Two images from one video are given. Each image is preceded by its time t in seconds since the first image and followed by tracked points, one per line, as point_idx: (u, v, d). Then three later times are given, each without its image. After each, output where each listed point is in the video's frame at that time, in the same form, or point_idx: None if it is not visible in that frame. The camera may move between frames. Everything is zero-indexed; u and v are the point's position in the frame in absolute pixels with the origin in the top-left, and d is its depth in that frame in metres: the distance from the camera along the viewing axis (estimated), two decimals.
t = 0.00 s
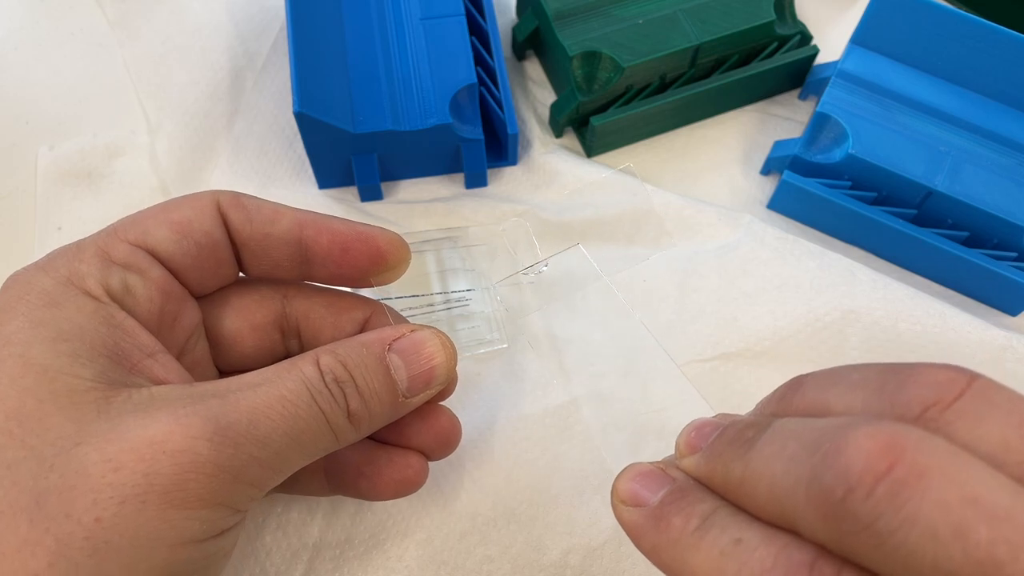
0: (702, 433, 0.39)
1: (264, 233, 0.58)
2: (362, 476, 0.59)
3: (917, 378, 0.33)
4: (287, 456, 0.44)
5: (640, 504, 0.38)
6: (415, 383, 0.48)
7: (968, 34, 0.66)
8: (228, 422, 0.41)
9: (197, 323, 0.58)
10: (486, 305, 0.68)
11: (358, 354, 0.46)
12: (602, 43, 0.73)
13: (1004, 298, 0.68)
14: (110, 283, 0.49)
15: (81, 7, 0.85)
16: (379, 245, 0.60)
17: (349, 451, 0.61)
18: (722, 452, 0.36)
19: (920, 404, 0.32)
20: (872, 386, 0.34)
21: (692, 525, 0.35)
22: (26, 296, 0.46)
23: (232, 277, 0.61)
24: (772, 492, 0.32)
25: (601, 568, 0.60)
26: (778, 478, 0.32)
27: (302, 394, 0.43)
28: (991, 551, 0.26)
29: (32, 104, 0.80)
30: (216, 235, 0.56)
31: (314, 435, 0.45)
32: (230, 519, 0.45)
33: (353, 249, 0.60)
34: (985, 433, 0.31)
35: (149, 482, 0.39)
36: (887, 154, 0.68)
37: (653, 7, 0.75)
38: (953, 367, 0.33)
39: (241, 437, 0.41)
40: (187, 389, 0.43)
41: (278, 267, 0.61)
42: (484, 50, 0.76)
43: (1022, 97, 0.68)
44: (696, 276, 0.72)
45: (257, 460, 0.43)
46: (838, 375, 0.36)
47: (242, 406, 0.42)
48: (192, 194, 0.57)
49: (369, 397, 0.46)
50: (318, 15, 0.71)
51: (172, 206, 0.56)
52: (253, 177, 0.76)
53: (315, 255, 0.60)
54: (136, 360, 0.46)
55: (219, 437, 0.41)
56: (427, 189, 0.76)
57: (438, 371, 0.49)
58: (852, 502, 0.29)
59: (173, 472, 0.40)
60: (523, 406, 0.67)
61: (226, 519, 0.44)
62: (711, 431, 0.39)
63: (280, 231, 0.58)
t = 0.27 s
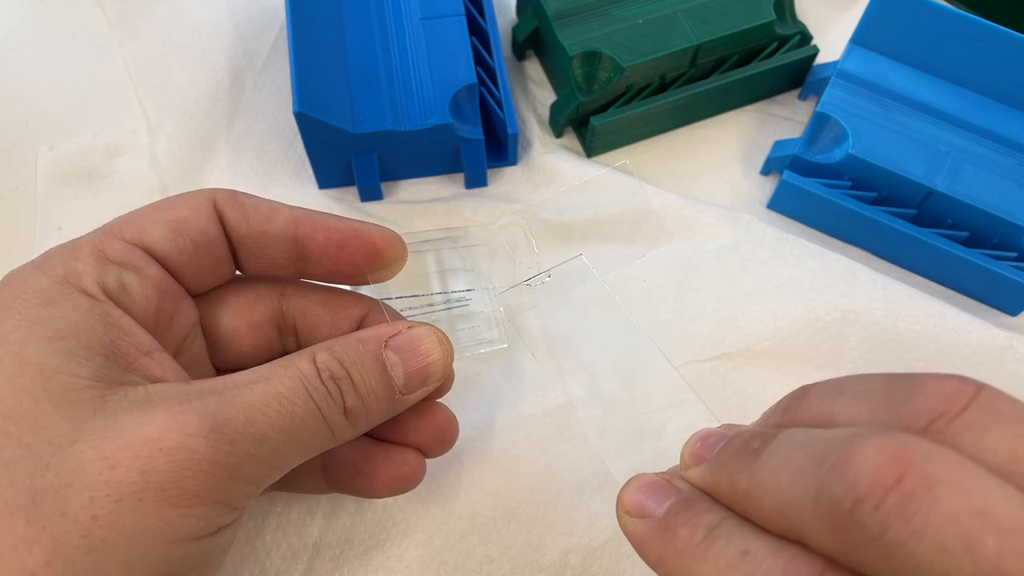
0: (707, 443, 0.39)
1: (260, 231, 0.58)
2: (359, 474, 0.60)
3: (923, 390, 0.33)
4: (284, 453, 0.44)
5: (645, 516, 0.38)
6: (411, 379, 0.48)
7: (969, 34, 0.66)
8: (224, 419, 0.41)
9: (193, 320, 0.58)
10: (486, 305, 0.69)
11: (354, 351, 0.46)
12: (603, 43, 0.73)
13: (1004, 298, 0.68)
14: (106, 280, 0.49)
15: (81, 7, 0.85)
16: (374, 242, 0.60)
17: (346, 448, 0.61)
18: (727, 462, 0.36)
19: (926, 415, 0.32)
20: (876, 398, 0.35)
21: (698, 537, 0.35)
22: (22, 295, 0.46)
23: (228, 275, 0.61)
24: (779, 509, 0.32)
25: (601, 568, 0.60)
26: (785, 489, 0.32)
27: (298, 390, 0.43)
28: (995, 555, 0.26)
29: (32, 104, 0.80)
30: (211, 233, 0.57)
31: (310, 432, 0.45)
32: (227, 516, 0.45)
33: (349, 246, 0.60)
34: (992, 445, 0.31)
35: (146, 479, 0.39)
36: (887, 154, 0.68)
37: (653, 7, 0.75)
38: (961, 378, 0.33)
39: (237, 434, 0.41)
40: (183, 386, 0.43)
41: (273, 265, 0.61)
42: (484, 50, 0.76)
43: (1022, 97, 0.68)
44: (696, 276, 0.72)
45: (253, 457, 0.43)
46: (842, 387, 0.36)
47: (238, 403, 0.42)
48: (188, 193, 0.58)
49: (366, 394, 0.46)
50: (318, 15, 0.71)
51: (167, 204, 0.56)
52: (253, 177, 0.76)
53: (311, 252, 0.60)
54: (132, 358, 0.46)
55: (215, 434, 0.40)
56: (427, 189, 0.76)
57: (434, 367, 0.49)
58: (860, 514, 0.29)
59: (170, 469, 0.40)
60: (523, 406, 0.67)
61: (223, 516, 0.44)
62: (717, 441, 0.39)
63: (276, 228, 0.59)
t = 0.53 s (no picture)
0: (717, 453, 0.40)
1: (255, 229, 0.58)
2: (356, 473, 0.59)
3: (940, 400, 0.33)
4: (280, 450, 0.44)
5: (656, 527, 0.38)
6: (408, 375, 0.48)
7: (968, 34, 0.67)
8: (219, 416, 0.41)
9: (187, 318, 0.58)
10: (486, 304, 0.68)
11: (351, 348, 0.46)
12: (603, 43, 0.73)
13: (1004, 298, 0.68)
14: (101, 278, 0.49)
15: (82, 7, 0.85)
16: (369, 238, 0.60)
17: (342, 447, 0.61)
18: (740, 474, 0.36)
19: (945, 429, 0.32)
20: (895, 408, 0.35)
21: (711, 550, 0.35)
22: (16, 293, 0.46)
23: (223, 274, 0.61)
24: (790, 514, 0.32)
25: (601, 568, 0.60)
26: (800, 500, 0.32)
27: (294, 387, 0.43)
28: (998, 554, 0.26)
29: (32, 104, 0.80)
30: (207, 231, 0.57)
31: (307, 429, 0.45)
32: (223, 513, 0.45)
33: (344, 243, 0.60)
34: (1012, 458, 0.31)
35: (142, 476, 0.39)
36: (887, 154, 0.68)
37: (653, 7, 0.75)
38: (978, 389, 0.33)
39: (232, 430, 0.41)
40: (178, 383, 0.43)
41: (269, 263, 0.61)
42: (484, 50, 0.76)
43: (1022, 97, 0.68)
44: (696, 276, 0.72)
45: (249, 454, 0.42)
46: (859, 397, 0.37)
47: (234, 400, 0.42)
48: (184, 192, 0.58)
49: (363, 391, 0.46)
50: (318, 15, 0.71)
51: (162, 203, 0.56)
52: (252, 177, 0.76)
53: (307, 249, 0.60)
54: (128, 356, 0.47)
55: (211, 431, 0.40)
56: (427, 189, 0.76)
57: (431, 364, 0.49)
58: (881, 528, 0.29)
59: (165, 466, 0.39)
60: (523, 406, 0.67)
61: (219, 513, 0.44)
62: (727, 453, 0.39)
63: (271, 226, 0.59)
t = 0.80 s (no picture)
0: (738, 415, 0.38)
1: (257, 234, 0.59)
2: (356, 479, 0.59)
3: (977, 367, 0.33)
4: (276, 447, 0.44)
5: (670, 493, 0.36)
6: (412, 374, 0.48)
7: (968, 34, 0.66)
8: (212, 411, 0.41)
9: (189, 322, 0.58)
10: (486, 305, 0.68)
11: (354, 345, 0.46)
12: (602, 43, 0.73)
13: (1004, 298, 0.68)
14: (99, 279, 0.49)
15: (82, 7, 0.85)
16: (371, 243, 0.60)
17: (343, 455, 0.61)
18: (768, 442, 0.35)
19: (987, 398, 0.32)
20: (929, 372, 0.35)
21: (729, 522, 0.33)
22: (15, 294, 0.46)
23: (225, 279, 0.61)
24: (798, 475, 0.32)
25: (601, 568, 0.60)
26: (835, 470, 0.31)
27: (291, 382, 0.43)
28: (1000, 548, 0.26)
29: (32, 104, 0.80)
30: (209, 236, 0.57)
31: (306, 425, 0.44)
32: (217, 509, 0.45)
33: (347, 248, 0.60)
34: None
35: (130, 471, 0.39)
36: (888, 154, 0.68)
37: (653, 7, 0.75)
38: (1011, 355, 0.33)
39: (226, 426, 0.41)
40: (175, 379, 0.43)
41: (270, 268, 0.62)
42: (484, 50, 0.76)
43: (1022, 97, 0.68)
44: (696, 276, 0.72)
45: (244, 450, 0.42)
46: (887, 357, 0.37)
47: (228, 395, 0.41)
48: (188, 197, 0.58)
49: (365, 387, 0.46)
50: (318, 15, 0.71)
51: (163, 209, 0.56)
52: (252, 176, 0.76)
53: (308, 255, 0.60)
54: (124, 353, 0.46)
55: (203, 426, 0.40)
56: (427, 189, 0.76)
57: (435, 363, 0.48)
58: (927, 494, 0.27)
59: (154, 461, 0.39)
60: (524, 406, 0.67)
61: (212, 509, 0.44)
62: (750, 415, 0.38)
63: (273, 232, 0.59)
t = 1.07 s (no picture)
0: (697, 395, 0.39)
1: (262, 238, 0.59)
2: (358, 484, 0.59)
3: (905, 345, 0.35)
4: (267, 442, 0.43)
5: (626, 469, 0.37)
6: (412, 373, 0.47)
7: (968, 34, 0.66)
8: (200, 404, 0.41)
9: (194, 327, 0.58)
10: (486, 305, 0.68)
11: (351, 342, 0.46)
12: (602, 43, 0.73)
13: (1004, 298, 0.68)
14: (101, 280, 0.50)
15: (82, 7, 0.85)
16: (375, 245, 0.60)
17: (344, 458, 0.60)
18: (722, 424, 0.36)
19: (907, 374, 0.34)
20: (861, 350, 0.36)
21: (678, 495, 0.35)
22: (20, 294, 0.47)
23: (233, 285, 0.61)
24: (768, 469, 0.32)
25: (601, 568, 0.60)
26: (772, 443, 0.32)
27: (283, 377, 0.43)
28: (956, 531, 0.26)
29: (32, 104, 0.80)
30: (214, 241, 0.57)
31: (299, 421, 0.44)
32: (205, 506, 0.44)
33: (349, 251, 0.60)
34: (977, 403, 0.32)
35: (115, 464, 0.39)
36: (887, 154, 0.68)
37: (653, 7, 0.75)
38: (944, 335, 0.35)
39: (213, 419, 0.41)
40: (166, 376, 0.43)
41: (275, 272, 0.61)
42: (484, 50, 0.76)
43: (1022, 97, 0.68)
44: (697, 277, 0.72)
45: (233, 444, 0.42)
46: (825, 339, 0.38)
47: (218, 389, 0.41)
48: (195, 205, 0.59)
49: (362, 384, 0.46)
50: (318, 14, 0.71)
51: (170, 214, 0.57)
52: (252, 176, 0.76)
53: (311, 258, 0.60)
54: (122, 351, 0.46)
55: (190, 419, 0.40)
56: (427, 189, 0.76)
57: (436, 362, 0.48)
58: (838, 460, 0.29)
59: (139, 454, 0.39)
60: (524, 406, 0.67)
61: (200, 505, 0.43)
62: (708, 395, 0.38)
63: (277, 236, 0.59)
